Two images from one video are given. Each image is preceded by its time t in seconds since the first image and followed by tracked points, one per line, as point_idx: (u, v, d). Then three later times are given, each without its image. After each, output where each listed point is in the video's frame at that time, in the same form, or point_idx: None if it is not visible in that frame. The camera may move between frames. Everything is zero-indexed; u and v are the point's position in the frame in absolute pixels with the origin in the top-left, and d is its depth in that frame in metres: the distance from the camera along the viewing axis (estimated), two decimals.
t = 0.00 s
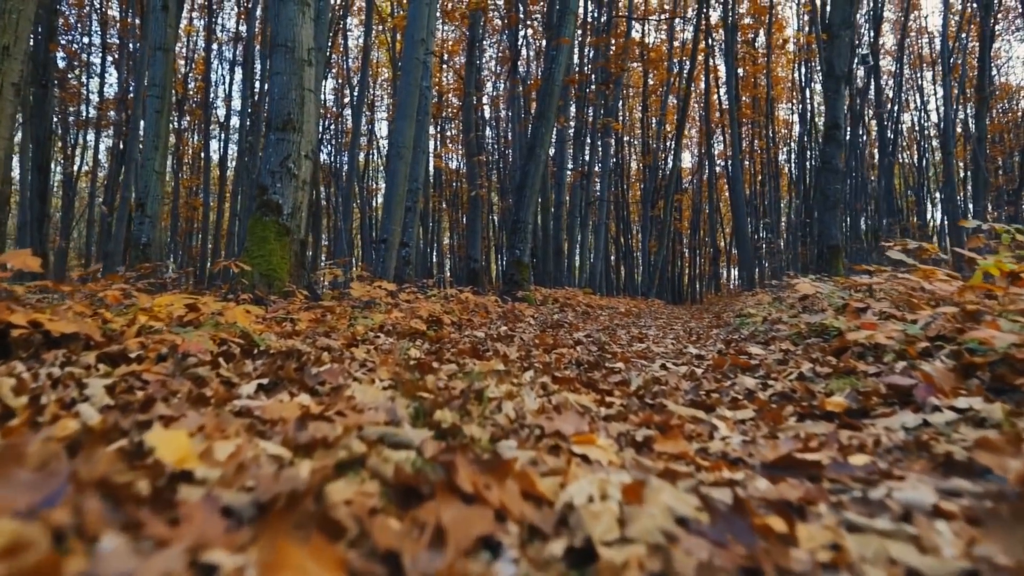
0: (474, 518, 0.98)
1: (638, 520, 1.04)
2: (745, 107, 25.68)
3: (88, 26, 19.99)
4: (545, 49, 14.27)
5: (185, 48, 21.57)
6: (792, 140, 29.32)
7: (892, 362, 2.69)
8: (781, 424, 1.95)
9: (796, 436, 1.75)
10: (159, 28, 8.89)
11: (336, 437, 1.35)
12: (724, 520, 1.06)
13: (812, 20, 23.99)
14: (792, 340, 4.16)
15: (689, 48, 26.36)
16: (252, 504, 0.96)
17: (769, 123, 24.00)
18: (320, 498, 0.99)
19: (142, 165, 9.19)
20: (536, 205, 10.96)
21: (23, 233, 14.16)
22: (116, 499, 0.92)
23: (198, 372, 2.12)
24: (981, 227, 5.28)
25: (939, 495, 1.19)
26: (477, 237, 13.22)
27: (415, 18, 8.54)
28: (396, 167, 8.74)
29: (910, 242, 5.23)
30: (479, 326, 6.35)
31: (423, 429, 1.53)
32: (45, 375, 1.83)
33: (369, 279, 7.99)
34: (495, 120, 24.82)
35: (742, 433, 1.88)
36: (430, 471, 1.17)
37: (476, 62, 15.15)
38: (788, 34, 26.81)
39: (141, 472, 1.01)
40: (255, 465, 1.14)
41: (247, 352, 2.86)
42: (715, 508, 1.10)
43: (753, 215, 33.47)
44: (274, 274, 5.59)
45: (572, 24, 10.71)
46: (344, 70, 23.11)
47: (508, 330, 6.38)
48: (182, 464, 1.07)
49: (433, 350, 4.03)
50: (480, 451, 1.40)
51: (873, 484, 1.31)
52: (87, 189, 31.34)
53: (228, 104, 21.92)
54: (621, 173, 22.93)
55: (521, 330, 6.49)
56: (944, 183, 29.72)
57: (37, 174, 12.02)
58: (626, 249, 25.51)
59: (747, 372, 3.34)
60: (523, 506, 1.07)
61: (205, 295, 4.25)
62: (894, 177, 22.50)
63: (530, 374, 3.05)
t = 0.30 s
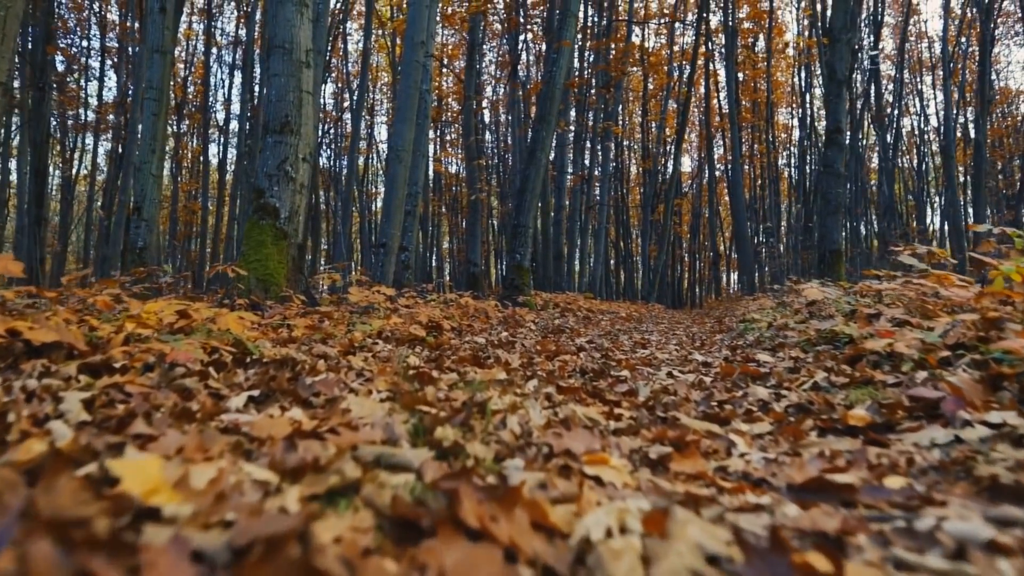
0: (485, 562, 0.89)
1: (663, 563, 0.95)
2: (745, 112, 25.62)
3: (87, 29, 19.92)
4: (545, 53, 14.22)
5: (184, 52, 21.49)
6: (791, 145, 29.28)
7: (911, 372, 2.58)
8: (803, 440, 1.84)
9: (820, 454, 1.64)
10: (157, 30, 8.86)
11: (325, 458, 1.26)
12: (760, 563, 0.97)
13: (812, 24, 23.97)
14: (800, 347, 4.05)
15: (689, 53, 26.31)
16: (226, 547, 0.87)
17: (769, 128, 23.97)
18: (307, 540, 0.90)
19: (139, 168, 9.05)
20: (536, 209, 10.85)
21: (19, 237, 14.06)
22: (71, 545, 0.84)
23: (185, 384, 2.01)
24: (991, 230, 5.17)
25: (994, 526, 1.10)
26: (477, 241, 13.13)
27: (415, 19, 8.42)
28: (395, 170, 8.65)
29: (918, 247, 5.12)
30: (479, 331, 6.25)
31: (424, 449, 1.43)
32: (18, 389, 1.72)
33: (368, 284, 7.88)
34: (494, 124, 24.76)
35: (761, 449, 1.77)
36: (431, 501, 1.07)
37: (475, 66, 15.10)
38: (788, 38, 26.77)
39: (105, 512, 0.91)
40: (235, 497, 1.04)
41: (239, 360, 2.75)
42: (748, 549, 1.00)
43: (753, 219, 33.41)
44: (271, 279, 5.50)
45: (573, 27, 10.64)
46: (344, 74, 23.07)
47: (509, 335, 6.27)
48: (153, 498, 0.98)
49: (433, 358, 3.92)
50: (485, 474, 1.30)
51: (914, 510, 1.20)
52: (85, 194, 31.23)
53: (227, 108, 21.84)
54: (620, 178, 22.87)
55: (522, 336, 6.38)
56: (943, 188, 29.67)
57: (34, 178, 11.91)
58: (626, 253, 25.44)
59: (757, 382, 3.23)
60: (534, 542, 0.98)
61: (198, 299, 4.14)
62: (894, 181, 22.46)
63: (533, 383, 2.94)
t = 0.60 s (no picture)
0: None
1: None
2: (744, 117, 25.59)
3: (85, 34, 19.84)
4: (545, 58, 14.16)
5: (183, 57, 21.46)
6: (791, 150, 29.24)
7: (932, 382, 2.49)
8: (826, 456, 1.74)
9: (847, 473, 1.54)
10: (154, 33, 8.85)
11: (315, 485, 1.15)
12: None
13: (812, 30, 23.96)
14: (810, 355, 3.96)
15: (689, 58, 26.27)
16: None
17: (770, 133, 23.93)
18: None
19: (135, 172, 8.90)
20: (536, 214, 10.76)
21: (15, 242, 13.94)
22: None
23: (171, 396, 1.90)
24: (1002, 235, 5.08)
25: None
26: (476, 246, 13.04)
27: (416, 22, 8.33)
28: (394, 175, 8.56)
29: (928, 253, 5.03)
30: (479, 338, 6.15)
31: (424, 471, 1.33)
32: None
33: (366, 290, 7.79)
34: (494, 130, 24.72)
35: (785, 468, 1.66)
36: (433, 537, 0.96)
37: (475, 71, 15.06)
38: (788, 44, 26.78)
39: (60, 556, 0.81)
40: (213, 534, 0.94)
41: (231, 370, 2.65)
42: None
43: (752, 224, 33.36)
44: (267, 285, 5.40)
45: (575, 30, 10.55)
46: (343, 79, 23.02)
47: (510, 342, 6.18)
48: (117, 538, 0.88)
49: (433, 366, 3.82)
50: (491, 501, 1.21)
51: (962, 542, 1.10)
52: (83, 200, 31.14)
53: (226, 113, 21.78)
54: (620, 183, 22.82)
55: (523, 343, 6.29)
56: (943, 193, 29.65)
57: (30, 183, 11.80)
58: (626, 258, 25.35)
59: (768, 392, 3.13)
60: None
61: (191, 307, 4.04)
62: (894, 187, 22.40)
63: (537, 394, 2.85)
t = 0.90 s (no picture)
0: None
1: None
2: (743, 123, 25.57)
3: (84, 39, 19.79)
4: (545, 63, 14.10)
5: (182, 63, 21.44)
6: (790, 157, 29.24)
7: (955, 395, 2.38)
8: (854, 475, 1.63)
9: (881, 496, 1.43)
10: (151, 36, 8.67)
11: (306, 517, 1.05)
12: None
13: (811, 37, 23.96)
14: (820, 364, 3.84)
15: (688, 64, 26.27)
16: None
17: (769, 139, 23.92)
18: None
19: (131, 177, 8.77)
20: (536, 220, 10.66)
21: (10, 248, 13.84)
22: None
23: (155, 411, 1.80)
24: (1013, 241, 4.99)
25: None
26: (475, 252, 12.95)
27: (415, 26, 8.23)
28: (392, 180, 8.45)
29: (938, 259, 4.93)
30: (479, 346, 6.03)
31: (424, 498, 1.22)
32: None
33: (364, 296, 7.68)
34: (493, 136, 24.69)
35: (811, 489, 1.55)
36: None
37: (475, 76, 15.01)
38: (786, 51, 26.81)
39: None
40: None
41: (222, 381, 2.54)
42: None
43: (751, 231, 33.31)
44: (263, 292, 5.29)
45: (576, 34, 10.48)
46: (342, 85, 23.00)
47: (510, 350, 6.07)
48: None
49: (433, 376, 3.71)
50: (498, 532, 1.11)
51: None
52: (80, 205, 31.06)
53: (225, 119, 21.74)
54: (619, 190, 22.77)
55: (524, 351, 6.18)
56: (942, 200, 29.62)
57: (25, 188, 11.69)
58: (624, 265, 25.28)
59: (780, 403, 3.02)
60: None
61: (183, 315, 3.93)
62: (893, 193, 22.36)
63: (541, 406, 2.74)
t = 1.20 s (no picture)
0: None
1: None
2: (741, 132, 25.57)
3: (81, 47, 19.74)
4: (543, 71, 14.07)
5: (179, 70, 21.41)
6: (787, 166, 29.27)
7: (980, 410, 2.28)
8: (885, 500, 1.52)
9: (920, 522, 1.33)
10: (148, 42, 8.61)
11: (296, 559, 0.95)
12: None
13: (808, 46, 24.00)
14: (830, 375, 3.73)
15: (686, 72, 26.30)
16: None
17: (767, 148, 23.96)
18: None
19: (125, 184, 8.69)
20: (535, 228, 10.56)
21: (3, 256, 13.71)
22: None
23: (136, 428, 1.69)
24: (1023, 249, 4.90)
25: None
26: (472, 260, 12.86)
27: (414, 31, 8.15)
28: (391, 188, 8.35)
29: (948, 268, 4.84)
30: (478, 356, 5.93)
31: (423, 532, 1.12)
32: None
33: (361, 305, 7.57)
34: (492, 144, 24.67)
35: (839, 514, 1.45)
36: None
37: (474, 84, 14.97)
38: (784, 60, 26.86)
39: None
40: None
41: (211, 395, 2.43)
42: None
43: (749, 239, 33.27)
44: (258, 300, 5.19)
45: (576, 41, 10.42)
46: (340, 92, 23.00)
47: (510, 360, 5.95)
48: None
49: (431, 387, 3.60)
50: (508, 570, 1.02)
51: None
52: (77, 212, 30.93)
53: (222, 126, 21.67)
54: (617, 198, 22.73)
55: (524, 361, 6.07)
56: (939, 209, 29.62)
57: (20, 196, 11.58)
58: (622, 273, 25.21)
59: (791, 416, 2.92)
60: None
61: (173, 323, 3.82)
62: (891, 202, 22.32)
63: (544, 420, 2.63)
